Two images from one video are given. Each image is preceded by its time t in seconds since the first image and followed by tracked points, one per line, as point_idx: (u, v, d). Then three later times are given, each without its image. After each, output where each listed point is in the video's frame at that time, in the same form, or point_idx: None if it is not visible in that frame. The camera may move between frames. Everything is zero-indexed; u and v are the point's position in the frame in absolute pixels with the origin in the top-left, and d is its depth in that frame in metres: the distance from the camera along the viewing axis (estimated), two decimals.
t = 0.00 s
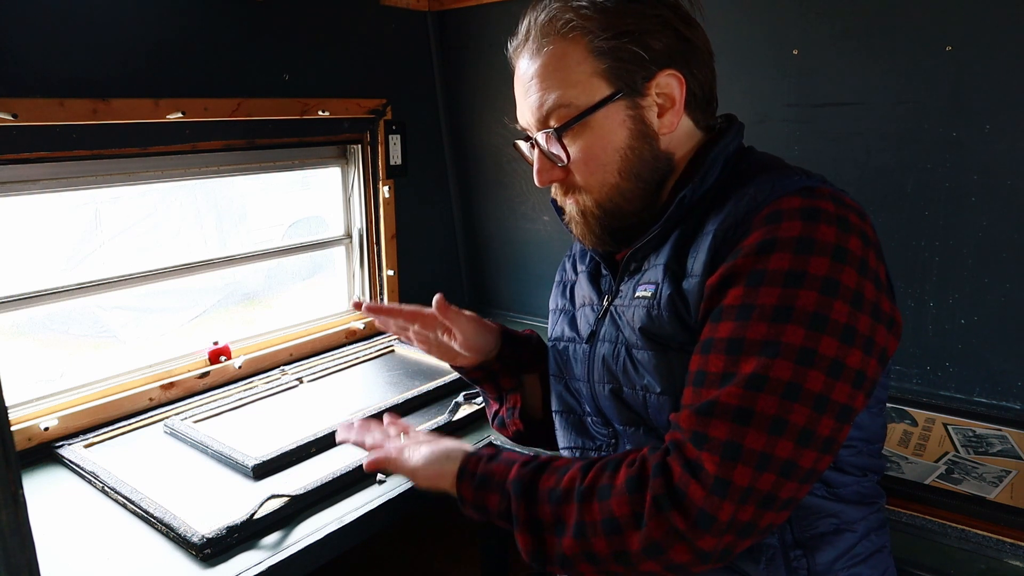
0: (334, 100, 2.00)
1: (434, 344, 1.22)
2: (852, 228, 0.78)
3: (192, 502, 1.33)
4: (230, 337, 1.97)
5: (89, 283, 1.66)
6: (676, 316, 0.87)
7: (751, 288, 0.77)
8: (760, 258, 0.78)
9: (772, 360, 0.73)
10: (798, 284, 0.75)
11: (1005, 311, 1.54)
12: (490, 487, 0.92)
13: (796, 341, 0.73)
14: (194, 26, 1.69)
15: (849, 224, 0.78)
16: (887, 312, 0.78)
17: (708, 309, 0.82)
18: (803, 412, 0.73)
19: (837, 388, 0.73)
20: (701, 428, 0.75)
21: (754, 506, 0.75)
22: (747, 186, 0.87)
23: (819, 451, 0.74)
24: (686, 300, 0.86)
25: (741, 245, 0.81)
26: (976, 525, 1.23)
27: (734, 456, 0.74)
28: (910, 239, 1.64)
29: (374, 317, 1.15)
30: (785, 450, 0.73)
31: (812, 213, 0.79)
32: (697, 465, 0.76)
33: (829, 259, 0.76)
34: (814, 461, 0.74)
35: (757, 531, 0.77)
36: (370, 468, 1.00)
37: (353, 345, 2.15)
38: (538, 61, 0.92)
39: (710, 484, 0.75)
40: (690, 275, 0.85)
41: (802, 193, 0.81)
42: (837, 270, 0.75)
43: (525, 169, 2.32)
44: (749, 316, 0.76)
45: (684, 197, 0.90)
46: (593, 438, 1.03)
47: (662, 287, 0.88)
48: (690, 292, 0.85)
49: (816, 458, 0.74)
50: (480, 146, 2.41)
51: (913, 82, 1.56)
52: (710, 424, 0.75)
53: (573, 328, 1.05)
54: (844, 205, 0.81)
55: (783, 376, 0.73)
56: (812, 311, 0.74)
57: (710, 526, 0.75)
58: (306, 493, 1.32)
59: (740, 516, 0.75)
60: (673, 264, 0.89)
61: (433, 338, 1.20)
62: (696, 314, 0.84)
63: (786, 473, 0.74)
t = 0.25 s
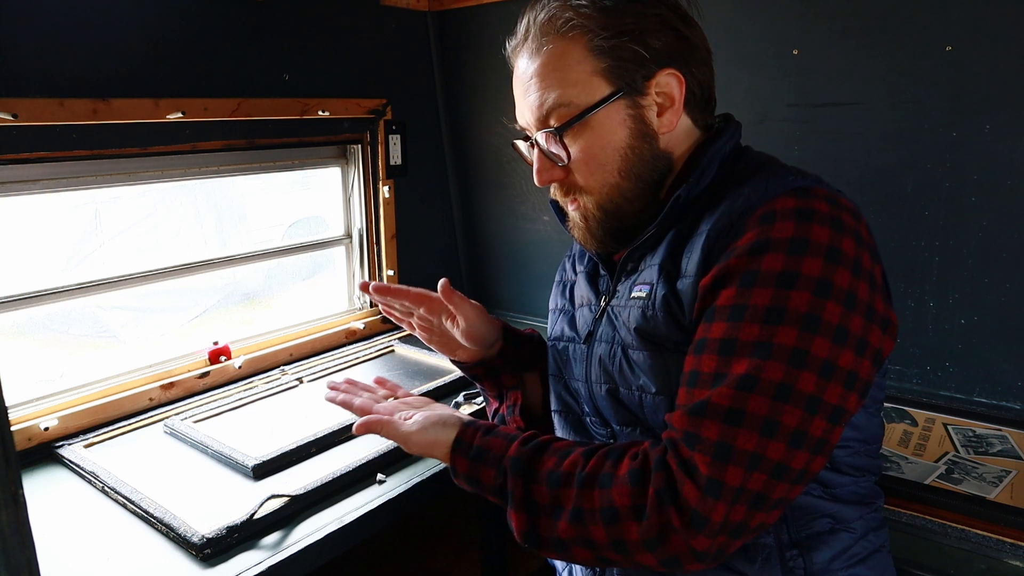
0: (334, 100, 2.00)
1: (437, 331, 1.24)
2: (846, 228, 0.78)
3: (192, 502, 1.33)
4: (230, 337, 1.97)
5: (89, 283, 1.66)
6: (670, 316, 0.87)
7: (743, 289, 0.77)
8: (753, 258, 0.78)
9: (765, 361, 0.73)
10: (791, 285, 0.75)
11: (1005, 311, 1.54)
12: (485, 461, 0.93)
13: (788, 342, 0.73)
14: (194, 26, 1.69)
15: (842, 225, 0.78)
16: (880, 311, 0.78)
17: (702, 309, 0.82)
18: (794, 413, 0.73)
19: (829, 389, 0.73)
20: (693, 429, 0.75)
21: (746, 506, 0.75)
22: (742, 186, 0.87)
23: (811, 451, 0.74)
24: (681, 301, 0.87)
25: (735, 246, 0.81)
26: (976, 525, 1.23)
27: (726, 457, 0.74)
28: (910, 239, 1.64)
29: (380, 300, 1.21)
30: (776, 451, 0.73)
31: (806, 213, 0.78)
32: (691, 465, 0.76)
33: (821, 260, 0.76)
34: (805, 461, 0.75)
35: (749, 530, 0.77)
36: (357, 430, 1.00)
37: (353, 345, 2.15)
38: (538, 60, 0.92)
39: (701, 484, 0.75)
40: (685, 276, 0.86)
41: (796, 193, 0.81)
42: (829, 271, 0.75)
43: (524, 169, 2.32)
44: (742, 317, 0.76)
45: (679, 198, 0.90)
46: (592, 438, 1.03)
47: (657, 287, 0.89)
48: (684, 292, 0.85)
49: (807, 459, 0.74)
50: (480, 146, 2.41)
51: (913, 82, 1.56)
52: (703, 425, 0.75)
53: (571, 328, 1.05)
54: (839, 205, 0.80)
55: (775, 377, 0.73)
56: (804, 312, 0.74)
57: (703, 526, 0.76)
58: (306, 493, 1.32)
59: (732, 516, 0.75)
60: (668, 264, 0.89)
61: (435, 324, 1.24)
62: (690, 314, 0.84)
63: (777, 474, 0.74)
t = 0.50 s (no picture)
0: (334, 100, 2.00)
1: (440, 325, 1.24)
2: (844, 229, 0.78)
3: (192, 502, 1.33)
4: (230, 337, 1.97)
5: (89, 283, 1.66)
6: (668, 315, 0.87)
7: (742, 288, 0.77)
8: (752, 258, 0.78)
9: (763, 359, 0.73)
10: (789, 284, 0.75)
11: (1005, 311, 1.54)
12: (456, 500, 0.85)
13: (786, 340, 0.73)
14: (194, 26, 1.69)
15: (841, 226, 0.78)
16: (877, 312, 0.78)
17: (700, 308, 0.82)
18: (792, 412, 0.72)
19: (825, 387, 0.73)
20: (690, 428, 0.74)
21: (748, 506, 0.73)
22: (740, 187, 0.87)
23: (806, 450, 0.74)
24: (678, 301, 0.87)
25: (734, 246, 0.81)
26: (976, 525, 1.23)
27: (724, 456, 0.73)
28: (910, 239, 1.64)
29: (385, 291, 1.21)
30: (772, 449, 0.72)
31: (804, 214, 0.79)
32: (689, 465, 0.75)
33: (819, 259, 0.76)
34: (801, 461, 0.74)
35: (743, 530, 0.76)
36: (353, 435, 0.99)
37: (353, 345, 2.15)
38: (559, 44, 0.90)
39: (698, 483, 0.74)
40: (682, 276, 0.86)
41: (794, 193, 0.81)
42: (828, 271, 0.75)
43: (525, 169, 2.32)
44: (740, 316, 0.76)
45: (679, 198, 0.90)
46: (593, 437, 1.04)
47: (655, 287, 0.89)
48: (682, 292, 0.85)
49: (803, 458, 0.74)
50: (480, 146, 2.41)
51: (913, 82, 1.56)
52: (700, 424, 0.74)
53: (571, 329, 1.05)
54: (837, 206, 0.81)
55: (773, 375, 0.72)
56: (802, 310, 0.74)
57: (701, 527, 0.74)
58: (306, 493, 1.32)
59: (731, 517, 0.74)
60: (666, 264, 0.90)
61: (439, 318, 1.24)
62: (688, 313, 0.84)
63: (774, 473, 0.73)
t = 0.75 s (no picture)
0: (334, 100, 2.00)
1: (436, 326, 1.24)
2: (846, 232, 0.79)
3: (192, 502, 1.33)
4: (230, 337, 1.97)
5: (89, 283, 1.66)
6: (670, 318, 0.87)
7: (745, 292, 0.77)
8: (755, 262, 0.78)
9: (768, 364, 0.73)
10: (793, 289, 0.75)
11: (1005, 310, 1.54)
12: (474, 465, 0.86)
13: (790, 345, 0.73)
14: (194, 26, 1.69)
15: (842, 229, 0.79)
16: (880, 314, 0.78)
17: (702, 311, 0.82)
18: (797, 416, 0.72)
19: (831, 392, 0.73)
20: (697, 433, 0.74)
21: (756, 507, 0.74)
22: (741, 192, 0.87)
23: (811, 451, 0.74)
24: (680, 302, 0.87)
25: (735, 250, 0.81)
26: (976, 525, 1.23)
27: (731, 460, 0.72)
28: (910, 239, 1.64)
29: (381, 292, 1.20)
30: (779, 451, 0.72)
31: (806, 218, 0.79)
32: (696, 469, 0.74)
33: (821, 262, 0.76)
34: (806, 463, 0.74)
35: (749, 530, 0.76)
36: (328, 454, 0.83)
37: (353, 345, 2.15)
38: (582, 32, 0.90)
39: (703, 486, 0.74)
40: (685, 278, 0.86)
41: (796, 198, 0.82)
42: (831, 274, 0.75)
43: (525, 169, 2.32)
44: (743, 321, 0.76)
45: (684, 203, 0.90)
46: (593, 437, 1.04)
47: (658, 289, 0.89)
48: (683, 294, 0.85)
49: (808, 460, 0.74)
50: (480, 145, 2.41)
51: (913, 82, 1.56)
52: (706, 429, 0.74)
53: (571, 330, 1.05)
54: (840, 209, 0.81)
55: (777, 379, 0.72)
56: (806, 314, 0.74)
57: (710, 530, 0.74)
58: (306, 493, 1.32)
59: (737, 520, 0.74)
60: (668, 266, 0.89)
61: (436, 319, 1.23)
62: (690, 316, 0.85)
63: (780, 475, 0.73)
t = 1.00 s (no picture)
0: (334, 100, 2.00)
1: (440, 328, 1.22)
2: (873, 227, 0.79)
3: (192, 502, 1.33)
4: (230, 337, 1.97)
5: (89, 283, 1.66)
6: (693, 306, 0.87)
7: (783, 280, 0.76)
8: (791, 251, 0.77)
9: (809, 352, 0.72)
10: (831, 279, 0.74)
11: (1005, 311, 1.54)
12: (495, 485, 0.79)
13: (831, 334, 0.72)
14: (194, 26, 1.69)
15: (870, 224, 0.79)
16: (901, 311, 0.79)
17: (731, 299, 0.80)
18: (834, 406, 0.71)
19: (862, 385, 0.73)
20: (741, 423, 0.71)
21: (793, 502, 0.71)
22: (770, 185, 0.87)
23: (843, 443, 0.73)
24: (705, 290, 0.87)
25: (769, 238, 0.80)
26: (976, 525, 1.23)
27: (776, 451, 0.70)
28: (910, 239, 1.64)
29: (383, 296, 1.18)
30: (818, 443, 0.71)
31: (837, 210, 0.79)
32: (738, 461, 0.71)
33: (855, 254, 0.76)
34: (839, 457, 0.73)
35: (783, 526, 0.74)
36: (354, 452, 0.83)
37: (353, 345, 2.15)
38: (625, 13, 0.90)
39: (747, 478, 0.70)
40: (711, 265, 0.85)
41: (826, 191, 0.82)
42: (863, 266, 0.75)
43: (525, 169, 2.32)
44: (783, 309, 0.74)
45: (715, 190, 0.89)
46: (598, 432, 1.04)
47: (682, 275, 0.89)
48: (709, 282, 0.85)
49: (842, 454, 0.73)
50: (480, 145, 2.40)
51: (913, 82, 1.56)
52: (751, 418, 0.71)
53: (581, 324, 1.05)
54: (866, 206, 0.81)
55: (819, 368, 0.71)
56: (844, 304, 0.73)
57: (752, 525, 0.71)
58: (306, 493, 1.32)
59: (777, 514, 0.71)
60: (694, 253, 0.89)
61: (439, 320, 1.21)
62: (715, 303, 0.84)
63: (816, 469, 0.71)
